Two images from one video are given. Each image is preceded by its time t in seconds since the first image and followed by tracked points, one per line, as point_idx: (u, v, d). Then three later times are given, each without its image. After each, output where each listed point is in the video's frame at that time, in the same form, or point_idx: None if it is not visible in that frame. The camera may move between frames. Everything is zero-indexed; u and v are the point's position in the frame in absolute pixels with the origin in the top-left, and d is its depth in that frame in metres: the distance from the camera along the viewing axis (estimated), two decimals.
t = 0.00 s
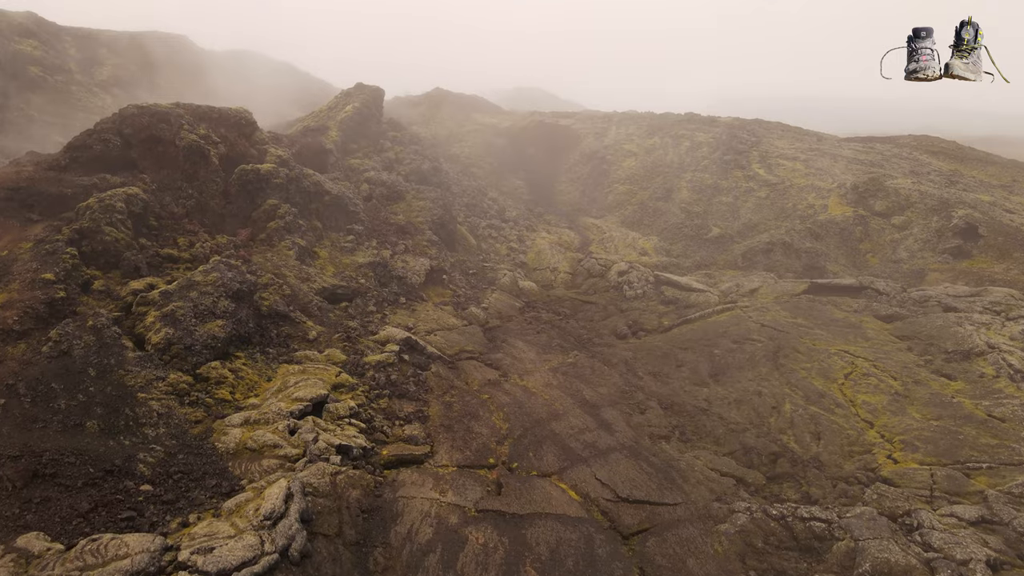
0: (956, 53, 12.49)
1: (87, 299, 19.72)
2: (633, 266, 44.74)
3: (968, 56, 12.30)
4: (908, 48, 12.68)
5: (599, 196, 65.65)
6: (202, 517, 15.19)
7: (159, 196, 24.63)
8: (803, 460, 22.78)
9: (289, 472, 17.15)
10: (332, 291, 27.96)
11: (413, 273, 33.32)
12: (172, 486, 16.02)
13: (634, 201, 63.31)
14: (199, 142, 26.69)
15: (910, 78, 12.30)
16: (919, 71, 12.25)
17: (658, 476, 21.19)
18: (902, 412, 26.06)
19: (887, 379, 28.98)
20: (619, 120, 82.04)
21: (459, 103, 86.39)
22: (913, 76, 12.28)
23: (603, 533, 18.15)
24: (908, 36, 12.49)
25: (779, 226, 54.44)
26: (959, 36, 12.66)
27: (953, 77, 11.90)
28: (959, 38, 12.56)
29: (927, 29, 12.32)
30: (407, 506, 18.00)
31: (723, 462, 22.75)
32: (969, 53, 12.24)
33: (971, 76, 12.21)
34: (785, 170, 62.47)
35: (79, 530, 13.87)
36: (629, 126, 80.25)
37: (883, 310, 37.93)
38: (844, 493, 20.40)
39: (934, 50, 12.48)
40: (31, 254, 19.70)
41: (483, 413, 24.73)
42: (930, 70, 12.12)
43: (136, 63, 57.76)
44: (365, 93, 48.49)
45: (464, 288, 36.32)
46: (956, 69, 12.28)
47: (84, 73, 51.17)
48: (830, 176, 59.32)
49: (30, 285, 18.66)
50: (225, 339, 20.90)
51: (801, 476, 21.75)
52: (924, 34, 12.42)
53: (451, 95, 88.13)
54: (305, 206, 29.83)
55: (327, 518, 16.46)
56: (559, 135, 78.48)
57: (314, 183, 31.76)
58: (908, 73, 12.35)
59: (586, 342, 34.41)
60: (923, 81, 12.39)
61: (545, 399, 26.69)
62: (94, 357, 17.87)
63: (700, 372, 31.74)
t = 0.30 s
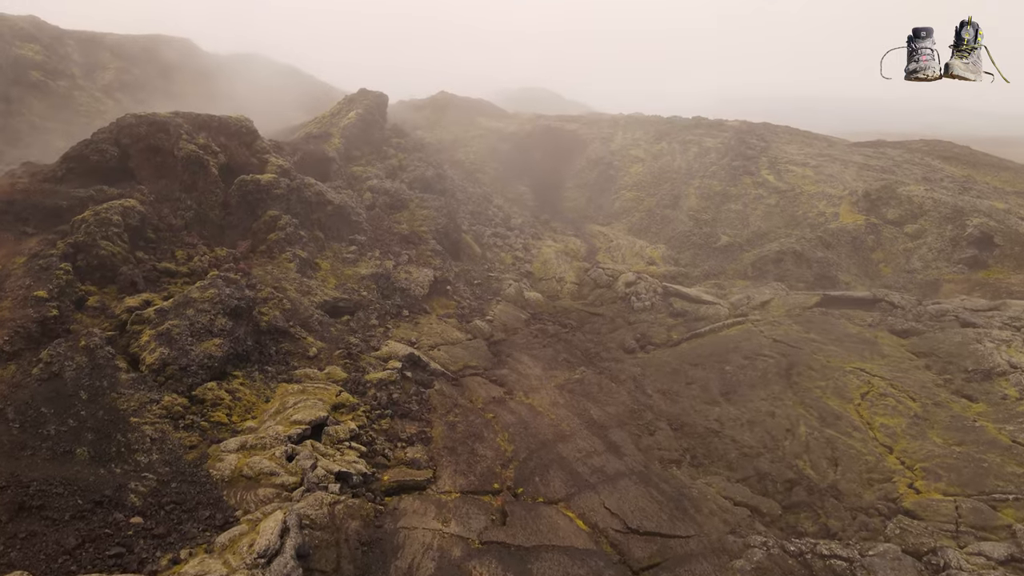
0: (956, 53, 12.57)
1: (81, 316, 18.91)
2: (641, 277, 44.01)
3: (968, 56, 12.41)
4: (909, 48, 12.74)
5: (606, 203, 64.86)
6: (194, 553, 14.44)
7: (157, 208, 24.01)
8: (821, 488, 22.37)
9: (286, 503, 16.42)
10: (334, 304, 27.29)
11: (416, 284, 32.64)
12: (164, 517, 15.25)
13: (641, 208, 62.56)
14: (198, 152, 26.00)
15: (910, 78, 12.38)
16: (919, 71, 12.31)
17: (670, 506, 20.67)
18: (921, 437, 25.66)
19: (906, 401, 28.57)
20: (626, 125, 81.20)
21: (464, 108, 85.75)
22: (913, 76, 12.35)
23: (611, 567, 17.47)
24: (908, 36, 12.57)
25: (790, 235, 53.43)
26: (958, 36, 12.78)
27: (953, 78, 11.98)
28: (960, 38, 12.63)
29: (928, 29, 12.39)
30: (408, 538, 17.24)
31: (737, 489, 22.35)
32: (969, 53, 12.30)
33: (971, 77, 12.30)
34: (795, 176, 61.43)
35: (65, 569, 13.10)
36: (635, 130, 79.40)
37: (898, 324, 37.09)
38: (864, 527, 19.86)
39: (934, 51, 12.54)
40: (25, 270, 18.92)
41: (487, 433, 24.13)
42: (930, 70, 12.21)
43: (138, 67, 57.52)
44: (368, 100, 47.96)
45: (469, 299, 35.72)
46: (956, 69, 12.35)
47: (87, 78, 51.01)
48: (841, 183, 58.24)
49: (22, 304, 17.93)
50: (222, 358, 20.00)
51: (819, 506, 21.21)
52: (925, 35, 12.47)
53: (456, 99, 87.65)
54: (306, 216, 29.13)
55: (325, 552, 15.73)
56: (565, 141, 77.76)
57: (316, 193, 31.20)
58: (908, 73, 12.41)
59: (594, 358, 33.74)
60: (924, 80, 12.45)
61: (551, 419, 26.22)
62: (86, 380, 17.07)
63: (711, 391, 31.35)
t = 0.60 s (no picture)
0: (956, 53, 12.67)
1: (83, 332, 18.15)
2: (656, 288, 44.43)
3: (968, 56, 12.51)
4: (909, 48, 12.91)
5: (619, 209, 63.92)
6: None
7: (162, 219, 23.61)
8: (848, 520, 22.42)
9: (288, 534, 15.72)
10: (342, 316, 26.70)
11: (426, 295, 32.08)
12: (163, 549, 14.55)
13: (655, 215, 61.65)
14: (205, 161, 25.40)
15: (910, 78, 12.52)
16: (919, 71, 12.46)
17: (688, 537, 20.57)
18: (952, 463, 25.11)
19: (934, 424, 27.93)
20: (639, 129, 80.18)
21: (476, 112, 85.17)
22: (913, 77, 12.49)
23: None
24: (909, 35, 12.70)
25: (808, 244, 52.13)
26: (960, 35, 12.84)
27: (953, 78, 12.07)
28: (959, 38, 12.69)
29: (927, 29, 12.52)
30: (415, 570, 16.49)
31: (759, 519, 22.39)
32: (969, 53, 12.39)
33: (971, 77, 12.42)
34: (812, 183, 60.05)
35: None
36: (649, 135, 78.34)
37: (923, 339, 35.95)
38: (894, 565, 19.99)
39: (933, 50, 12.70)
40: (26, 284, 18.23)
41: (498, 454, 23.54)
42: (929, 70, 12.38)
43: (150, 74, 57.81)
44: (379, 105, 47.46)
45: (480, 310, 35.50)
46: (956, 69, 12.46)
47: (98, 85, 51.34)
48: (859, 189, 56.69)
49: (22, 321, 17.16)
50: (226, 377, 19.29)
51: (846, 539, 21.32)
52: (926, 33, 12.59)
53: (468, 102, 87.37)
54: (315, 226, 28.58)
55: None
56: (578, 146, 76.84)
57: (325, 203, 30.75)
58: (908, 72, 12.58)
59: (608, 373, 33.90)
60: (923, 81, 12.61)
61: (564, 440, 25.84)
62: (85, 401, 16.33)
63: (729, 409, 31.20)
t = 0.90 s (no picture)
0: (955, 54, 12.19)
1: (94, 346, 17.69)
2: (679, 298, 44.11)
3: (968, 56, 12.03)
4: (907, 48, 12.28)
5: (641, 215, 62.73)
6: None
7: (176, 228, 23.22)
8: (885, 554, 21.20)
9: (298, 563, 14.93)
10: (358, 327, 26.17)
11: (444, 305, 31.49)
12: None
13: (677, 222, 60.41)
14: (220, 169, 24.97)
15: (909, 78, 11.92)
16: (918, 71, 11.87)
17: (715, 569, 19.57)
18: (996, 492, 23.72)
19: (976, 449, 26.47)
20: (661, 132, 78.86)
21: (495, 115, 84.58)
22: (913, 77, 11.91)
23: None
24: (908, 36, 12.10)
25: (836, 252, 50.33)
26: (958, 34, 12.35)
27: (952, 79, 11.62)
28: (959, 38, 12.20)
29: (927, 28, 11.91)
30: None
31: (790, 551, 21.30)
32: (969, 53, 11.91)
33: (971, 77, 11.95)
34: (840, 188, 58.14)
35: None
36: (671, 139, 76.93)
37: (960, 356, 34.32)
38: None
39: (934, 51, 12.08)
40: (39, 296, 17.84)
41: (516, 474, 22.74)
42: (930, 70, 11.77)
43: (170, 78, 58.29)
44: (397, 109, 47.01)
45: (498, 319, 35.21)
46: (955, 69, 11.97)
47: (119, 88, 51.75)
48: (888, 196, 54.65)
49: (33, 334, 16.71)
50: (238, 393, 18.68)
51: None
52: (925, 33, 11.99)
53: (488, 105, 86.92)
54: (331, 235, 28.09)
55: None
56: (599, 151, 75.78)
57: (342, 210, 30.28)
58: (908, 73, 11.98)
59: (629, 387, 33.66)
60: (923, 81, 12.03)
61: (584, 460, 25.07)
62: (94, 419, 15.80)
63: (756, 428, 29.95)
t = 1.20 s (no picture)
0: (955, 54, 12.19)
1: (109, 354, 17.34)
2: (705, 305, 43.03)
3: (968, 56, 12.01)
4: (908, 48, 12.23)
5: (665, 219, 61.45)
6: None
7: (195, 233, 22.94)
8: None
9: None
10: (377, 335, 25.67)
11: (465, 312, 30.88)
12: None
13: (702, 226, 59.03)
14: (239, 173, 24.62)
15: (910, 79, 11.90)
16: (919, 71, 11.85)
17: None
18: None
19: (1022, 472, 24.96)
20: (685, 136, 77.49)
21: (518, 116, 83.90)
22: (913, 77, 11.89)
23: None
24: (907, 36, 12.06)
25: (867, 258, 48.41)
26: (957, 36, 12.30)
27: (952, 78, 11.60)
28: (959, 38, 12.22)
29: (927, 28, 11.87)
30: None
31: None
32: (969, 53, 11.92)
33: (972, 77, 11.93)
34: (871, 193, 56.12)
35: None
36: (696, 142, 75.41)
37: (1002, 371, 32.62)
38: None
39: (934, 50, 12.02)
40: (55, 302, 17.58)
41: (537, 490, 21.94)
42: (930, 70, 11.73)
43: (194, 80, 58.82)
44: (419, 111, 46.56)
45: (519, 326, 34.53)
46: (955, 69, 11.98)
47: (143, 90, 52.27)
48: (923, 200, 52.57)
49: (48, 342, 16.40)
50: (253, 404, 18.17)
51: None
52: (925, 33, 11.94)
53: (510, 107, 86.26)
54: (351, 240, 27.63)
55: None
56: (622, 153, 74.58)
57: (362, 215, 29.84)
58: (908, 73, 11.96)
59: (654, 399, 32.79)
60: (923, 81, 12.00)
61: (607, 476, 24.17)
62: (107, 431, 15.38)
63: (786, 445, 28.66)
